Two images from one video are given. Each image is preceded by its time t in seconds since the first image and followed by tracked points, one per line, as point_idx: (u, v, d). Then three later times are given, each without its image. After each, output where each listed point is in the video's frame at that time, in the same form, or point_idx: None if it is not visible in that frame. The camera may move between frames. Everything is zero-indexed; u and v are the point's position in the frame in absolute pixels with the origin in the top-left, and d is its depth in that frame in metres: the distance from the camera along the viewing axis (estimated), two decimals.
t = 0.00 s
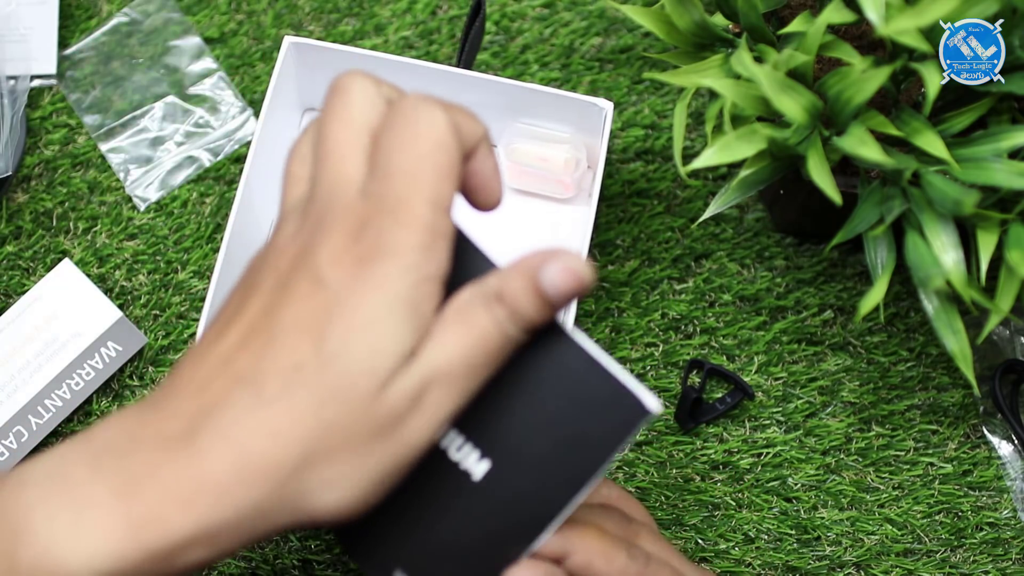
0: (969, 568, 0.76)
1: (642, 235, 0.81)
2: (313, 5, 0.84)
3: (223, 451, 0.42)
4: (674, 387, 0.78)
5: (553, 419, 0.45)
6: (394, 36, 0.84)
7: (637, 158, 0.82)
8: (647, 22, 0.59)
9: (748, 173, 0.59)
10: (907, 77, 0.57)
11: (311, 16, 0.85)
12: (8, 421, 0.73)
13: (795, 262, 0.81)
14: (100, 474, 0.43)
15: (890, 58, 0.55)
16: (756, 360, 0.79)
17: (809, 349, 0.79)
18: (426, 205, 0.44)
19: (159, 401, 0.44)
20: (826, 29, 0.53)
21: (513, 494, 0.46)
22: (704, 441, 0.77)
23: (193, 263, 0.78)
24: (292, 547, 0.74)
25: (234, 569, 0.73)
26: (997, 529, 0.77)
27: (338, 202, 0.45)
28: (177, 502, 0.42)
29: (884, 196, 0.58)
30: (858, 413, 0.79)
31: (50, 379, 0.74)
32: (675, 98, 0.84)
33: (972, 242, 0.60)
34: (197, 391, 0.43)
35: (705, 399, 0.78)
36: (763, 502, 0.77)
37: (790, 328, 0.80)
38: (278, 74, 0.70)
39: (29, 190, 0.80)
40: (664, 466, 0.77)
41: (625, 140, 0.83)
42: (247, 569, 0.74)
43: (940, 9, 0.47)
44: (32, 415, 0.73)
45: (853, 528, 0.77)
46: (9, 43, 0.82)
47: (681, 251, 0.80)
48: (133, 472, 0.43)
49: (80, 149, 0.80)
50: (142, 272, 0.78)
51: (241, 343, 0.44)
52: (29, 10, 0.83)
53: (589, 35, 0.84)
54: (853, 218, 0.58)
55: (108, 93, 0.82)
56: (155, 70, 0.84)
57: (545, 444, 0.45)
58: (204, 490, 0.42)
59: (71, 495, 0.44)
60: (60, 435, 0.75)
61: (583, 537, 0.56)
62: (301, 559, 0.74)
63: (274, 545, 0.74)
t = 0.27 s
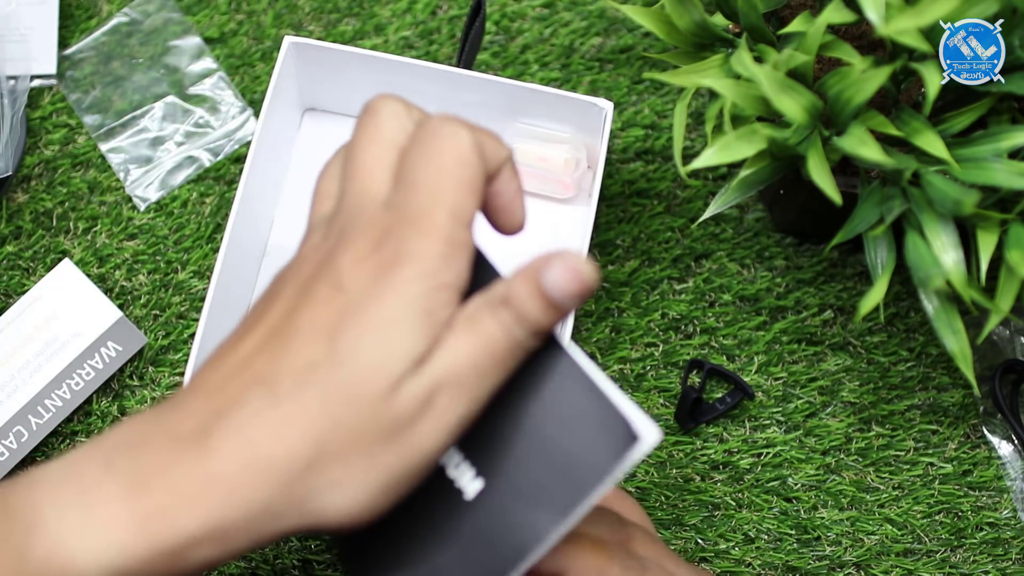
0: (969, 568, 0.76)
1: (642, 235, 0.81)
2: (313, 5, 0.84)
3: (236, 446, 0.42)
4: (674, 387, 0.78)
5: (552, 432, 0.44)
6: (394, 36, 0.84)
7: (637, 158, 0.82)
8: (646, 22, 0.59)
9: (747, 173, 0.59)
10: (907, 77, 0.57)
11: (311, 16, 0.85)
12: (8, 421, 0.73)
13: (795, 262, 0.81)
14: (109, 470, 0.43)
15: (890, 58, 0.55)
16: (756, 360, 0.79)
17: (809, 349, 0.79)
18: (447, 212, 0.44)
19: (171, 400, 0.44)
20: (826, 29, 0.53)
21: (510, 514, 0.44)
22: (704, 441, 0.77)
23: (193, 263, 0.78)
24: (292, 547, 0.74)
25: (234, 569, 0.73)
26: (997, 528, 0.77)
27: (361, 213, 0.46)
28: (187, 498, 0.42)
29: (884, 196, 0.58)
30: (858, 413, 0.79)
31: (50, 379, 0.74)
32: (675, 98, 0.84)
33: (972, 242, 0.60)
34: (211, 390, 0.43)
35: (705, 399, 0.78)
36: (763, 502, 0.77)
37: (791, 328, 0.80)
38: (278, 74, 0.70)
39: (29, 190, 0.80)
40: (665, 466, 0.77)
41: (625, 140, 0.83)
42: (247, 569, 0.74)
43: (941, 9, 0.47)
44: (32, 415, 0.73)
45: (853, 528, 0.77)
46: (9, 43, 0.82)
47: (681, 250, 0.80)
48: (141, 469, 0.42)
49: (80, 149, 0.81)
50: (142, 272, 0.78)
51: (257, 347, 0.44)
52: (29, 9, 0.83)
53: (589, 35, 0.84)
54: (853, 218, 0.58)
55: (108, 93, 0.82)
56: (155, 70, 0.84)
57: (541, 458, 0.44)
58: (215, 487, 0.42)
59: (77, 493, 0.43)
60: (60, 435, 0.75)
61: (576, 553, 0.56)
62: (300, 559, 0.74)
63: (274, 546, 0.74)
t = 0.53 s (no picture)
0: (969, 568, 0.76)
1: (642, 236, 0.81)
2: (313, 5, 0.84)
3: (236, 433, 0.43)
4: (674, 387, 0.78)
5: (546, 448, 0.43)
6: (394, 36, 0.84)
7: (637, 158, 0.82)
8: (646, 21, 0.59)
9: (747, 173, 0.59)
10: (907, 77, 0.57)
11: (311, 16, 0.85)
12: (8, 421, 0.73)
13: (795, 262, 0.81)
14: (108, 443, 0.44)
15: (891, 58, 0.55)
16: (756, 360, 0.79)
17: (809, 349, 0.79)
18: (468, 249, 0.48)
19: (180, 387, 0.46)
20: (826, 29, 0.53)
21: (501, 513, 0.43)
22: (705, 441, 0.77)
23: (193, 263, 0.78)
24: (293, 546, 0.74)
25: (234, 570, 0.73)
26: (997, 529, 0.77)
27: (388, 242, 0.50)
28: (177, 478, 0.42)
29: (884, 196, 0.58)
30: (858, 414, 0.79)
31: (50, 379, 0.74)
32: (675, 98, 0.84)
33: (972, 242, 0.60)
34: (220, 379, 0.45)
35: (705, 399, 0.78)
36: (763, 502, 0.77)
37: (791, 328, 0.80)
38: (278, 74, 0.69)
39: (29, 190, 0.80)
40: (665, 466, 0.77)
41: (625, 140, 0.83)
42: (247, 569, 0.74)
43: (941, 9, 0.47)
44: (32, 415, 0.73)
45: (853, 529, 0.77)
46: (9, 43, 0.82)
47: (681, 251, 0.80)
48: (133, 445, 0.43)
49: (80, 149, 0.80)
50: (142, 272, 0.78)
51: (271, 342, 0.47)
52: (29, 10, 0.83)
53: (589, 35, 0.84)
54: (853, 219, 0.58)
55: (108, 93, 0.82)
56: (155, 70, 0.84)
57: (543, 475, 0.44)
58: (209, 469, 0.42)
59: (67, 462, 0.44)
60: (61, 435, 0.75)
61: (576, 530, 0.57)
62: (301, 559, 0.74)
63: (274, 545, 0.74)
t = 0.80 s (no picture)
0: (969, 568, 0.76)
1: (643, 235, 0.81)
2: (313, 5, 0.84)
3: (246, 430, 0.42)
4: (674, 387, 0.78)
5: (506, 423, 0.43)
6: (394, 36, 0.84)
7: (637, 158, 0.82)
8: (646, 21, 0.59)
9: (748, 173, 0.59)
10: (908, 77, 0.57)
11: (311, 16, 0.85)
12: (8, 420, 0.73)
13: (795, 262, 0.81)
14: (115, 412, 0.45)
15: (891, 58, 0.55)
16: (756, 360, 0.79)
17: (809, 349, 0.79)
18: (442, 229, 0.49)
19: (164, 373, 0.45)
20: (826, 29, 0.53)
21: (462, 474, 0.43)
22: (704, 441, 0.77)
23: (193, 263, 0.78)
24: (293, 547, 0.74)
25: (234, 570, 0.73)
26: (997, 529, 0.77)
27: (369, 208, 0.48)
28: (97, 457, 0.44)
29: (884, 196, 0.57)
30: (858, 414, 0.79)
31: (50, 379, 0.74)
32: (675, 98, 0.84)
33: (972, 242, 0.60)
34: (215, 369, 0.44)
35: (705, 399, 0.78)
36: (763, 502, 0.77)
37: (791, 328, 0.80)
38: (278, 74, 0.70)
39: (29, 191, 0.80)
40: (664, 466, 0.77)
41: (625, 140, 0.83)
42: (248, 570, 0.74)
43: (941, 9, 0.47)
44: (32, 415, 0.73)
45: (854, 529, 0.77)
46: (9, 43, 0.82)
47: (681, 251, 0.80)
48: (52, 446, 0.45)
49: (80, 149, 0.81)
50: (142, 273, 0.78)
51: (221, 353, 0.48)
52: (29, 10, 0.83)
53: (589, 35, 0.84)
54: (853, 219, 0.58)
55: (108, 93, 0.82)
56: (155, 70, 0.84)
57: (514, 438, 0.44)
58: (219, 471, 0.42)
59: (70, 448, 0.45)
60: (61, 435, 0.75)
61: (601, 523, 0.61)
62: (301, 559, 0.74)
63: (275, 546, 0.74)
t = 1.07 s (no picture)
0: (970, 568, 0.76)
1: (643, 235, 0.81)
2: (313, 5, 0.84)
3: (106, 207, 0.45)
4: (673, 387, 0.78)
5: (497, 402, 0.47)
6: (394, 36, 0.84)
7: (637, 158, 0.82)
8: (646, 22, 0.59)
9: (748, 173, 0.59)
10: (907, 77, 0.57)
11: (311, 16, 0.85)
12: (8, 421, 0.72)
13: (795, 262, 0.81)
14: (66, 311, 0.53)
15: (891, 58, 0.55)
16: (756, 360, 0.79)
17: (809, 349, 0.79)
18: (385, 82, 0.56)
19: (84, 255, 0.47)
20: (826, 29, 0.53)
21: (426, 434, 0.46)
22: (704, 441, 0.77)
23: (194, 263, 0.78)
24: (294, 547, 0.74)
25: (234, 570, 0.73)
26: (997, 529, 0.77)
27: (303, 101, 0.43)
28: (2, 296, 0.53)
29: (884, 196, 0.58)
30: (858, 413, 0.79)
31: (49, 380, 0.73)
32: (675, 98, 0.84)
33: (972, 242, 0.60)
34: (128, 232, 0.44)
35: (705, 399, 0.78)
36: (763, 502, 0.77)
37: (791, 328, 0.80)
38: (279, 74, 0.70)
39: (29, 190, 0.80)
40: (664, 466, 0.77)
41: (625, 140, 0.83)
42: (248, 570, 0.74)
43: (941, 9, 0.47)
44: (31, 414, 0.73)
45: (854, 529, 0.77)
46: (9, 43, 0.83)
47: (681, 251, 0.80)
48: None
49: (80, 149, 0.81)
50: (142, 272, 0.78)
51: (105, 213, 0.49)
52: (29, 10, 0.83)
53: (589, 35, 0.84)
54: (853, 219, 0.58)
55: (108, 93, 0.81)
56: (155, 69, 0.83)
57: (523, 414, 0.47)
58: (74, 244, 0.46)
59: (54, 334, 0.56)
60: (60, 435, 0.75)
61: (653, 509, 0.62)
62: (301, 559, 0.74)
63: (274, 546, 0.74)
